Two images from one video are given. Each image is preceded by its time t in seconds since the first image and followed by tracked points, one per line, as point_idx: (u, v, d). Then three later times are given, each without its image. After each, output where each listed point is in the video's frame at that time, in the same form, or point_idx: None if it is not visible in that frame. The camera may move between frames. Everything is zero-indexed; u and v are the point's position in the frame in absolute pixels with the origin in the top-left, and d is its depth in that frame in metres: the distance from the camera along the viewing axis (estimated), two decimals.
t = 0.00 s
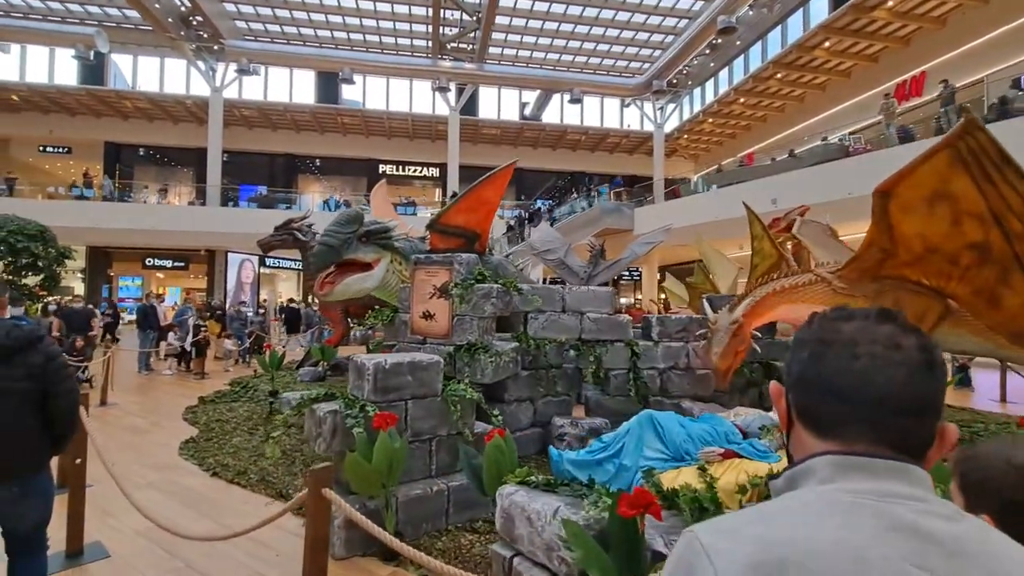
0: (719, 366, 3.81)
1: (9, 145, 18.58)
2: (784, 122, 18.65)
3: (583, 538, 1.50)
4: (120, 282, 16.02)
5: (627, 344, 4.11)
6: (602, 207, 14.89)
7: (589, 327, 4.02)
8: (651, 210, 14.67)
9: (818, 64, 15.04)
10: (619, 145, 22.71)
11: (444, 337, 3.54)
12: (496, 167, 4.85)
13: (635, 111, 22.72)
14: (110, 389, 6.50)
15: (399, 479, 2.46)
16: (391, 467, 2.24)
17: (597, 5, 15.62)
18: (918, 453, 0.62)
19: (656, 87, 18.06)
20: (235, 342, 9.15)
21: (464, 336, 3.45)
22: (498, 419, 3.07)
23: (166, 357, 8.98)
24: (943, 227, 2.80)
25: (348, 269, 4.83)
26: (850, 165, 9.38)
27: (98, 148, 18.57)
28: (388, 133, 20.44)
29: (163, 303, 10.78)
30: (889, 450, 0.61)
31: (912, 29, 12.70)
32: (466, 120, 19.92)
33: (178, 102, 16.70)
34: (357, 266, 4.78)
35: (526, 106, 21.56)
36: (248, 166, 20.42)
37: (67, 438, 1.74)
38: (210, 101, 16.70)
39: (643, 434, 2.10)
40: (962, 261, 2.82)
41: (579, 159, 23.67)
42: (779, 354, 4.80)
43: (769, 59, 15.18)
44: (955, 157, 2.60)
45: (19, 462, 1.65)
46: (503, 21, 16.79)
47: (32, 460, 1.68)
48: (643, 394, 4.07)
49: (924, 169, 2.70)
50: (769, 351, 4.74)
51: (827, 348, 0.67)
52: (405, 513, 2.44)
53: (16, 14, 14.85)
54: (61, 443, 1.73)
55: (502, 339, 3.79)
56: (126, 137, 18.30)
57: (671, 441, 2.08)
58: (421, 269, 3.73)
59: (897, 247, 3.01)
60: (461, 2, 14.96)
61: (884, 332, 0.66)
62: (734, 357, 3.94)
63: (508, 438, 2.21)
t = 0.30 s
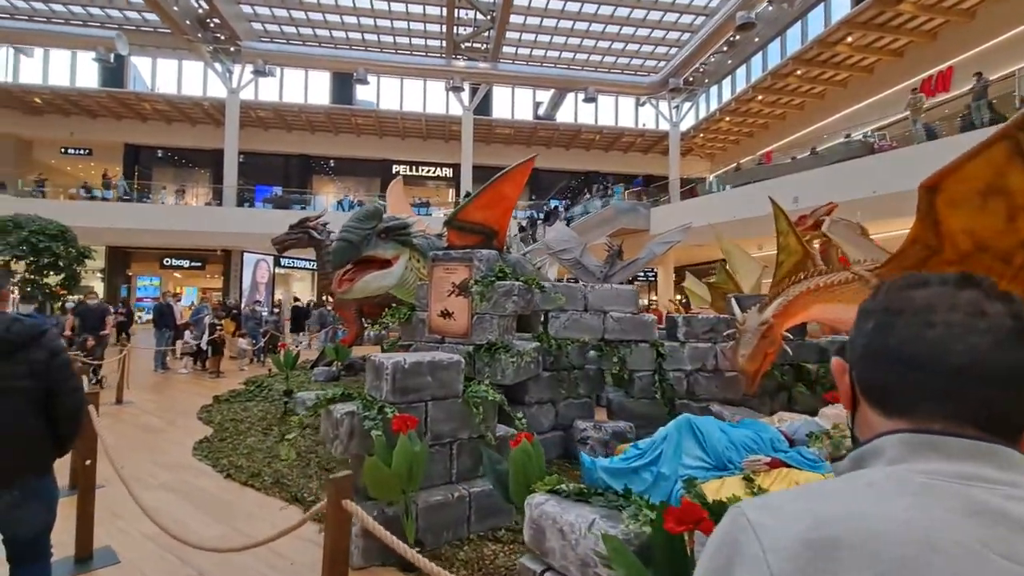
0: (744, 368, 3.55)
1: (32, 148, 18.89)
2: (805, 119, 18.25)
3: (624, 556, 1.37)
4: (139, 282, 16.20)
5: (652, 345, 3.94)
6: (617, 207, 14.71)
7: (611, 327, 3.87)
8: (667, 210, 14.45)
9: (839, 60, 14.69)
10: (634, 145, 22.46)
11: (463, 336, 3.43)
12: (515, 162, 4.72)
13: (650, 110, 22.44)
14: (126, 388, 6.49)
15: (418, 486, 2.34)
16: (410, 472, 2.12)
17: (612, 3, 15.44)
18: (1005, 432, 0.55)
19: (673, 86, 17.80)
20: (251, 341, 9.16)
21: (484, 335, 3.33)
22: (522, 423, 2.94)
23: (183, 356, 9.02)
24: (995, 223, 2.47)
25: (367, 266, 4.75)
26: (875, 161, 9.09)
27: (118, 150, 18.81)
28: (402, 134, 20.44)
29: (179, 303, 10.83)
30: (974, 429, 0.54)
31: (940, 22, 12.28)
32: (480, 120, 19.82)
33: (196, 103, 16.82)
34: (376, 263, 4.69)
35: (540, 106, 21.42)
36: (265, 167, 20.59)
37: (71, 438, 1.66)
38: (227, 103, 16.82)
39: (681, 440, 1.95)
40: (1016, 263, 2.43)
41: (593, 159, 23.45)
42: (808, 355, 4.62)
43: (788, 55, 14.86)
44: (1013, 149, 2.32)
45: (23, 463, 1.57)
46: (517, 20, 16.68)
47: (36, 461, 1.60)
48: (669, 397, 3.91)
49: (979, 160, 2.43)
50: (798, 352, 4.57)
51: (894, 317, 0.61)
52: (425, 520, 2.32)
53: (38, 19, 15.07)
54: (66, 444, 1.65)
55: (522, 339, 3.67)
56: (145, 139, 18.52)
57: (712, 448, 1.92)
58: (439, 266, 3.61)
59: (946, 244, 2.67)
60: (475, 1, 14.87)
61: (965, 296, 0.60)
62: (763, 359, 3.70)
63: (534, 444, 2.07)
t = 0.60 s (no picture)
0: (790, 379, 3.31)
1: (56, 150, 19.22)
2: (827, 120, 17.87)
3: None
4: (158, 282, 16.38)
5: (680, 350, 3.78)
6: (634, 209, 14.49)
7: (638, 331, 3.71)
8: (686, 211, 14.20)
9: (864, 59, 14.33)
10: (651, 146, 22.18)
11: (484, 338, 3.29)
12: (537, 160, 4.59)
13: (668, 111, 22.16)
14: (142, 388, 6.47)
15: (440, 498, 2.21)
16: (433, 485, 2.00)
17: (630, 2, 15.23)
18: None
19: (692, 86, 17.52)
20: (266, 342, 9.14)
21: (506, 338, 3.20)
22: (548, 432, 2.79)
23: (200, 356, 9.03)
24: None
25: (386, 265, 4.65)
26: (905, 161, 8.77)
27: (139, 151, 19.07)
28: (417, 135, 20.42)
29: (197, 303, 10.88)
30: None
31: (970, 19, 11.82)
32: (496, 121, 19.72)
33: (215, 105, 16.97)
34: (395, 263, 4.58)
35: (556, 107, 21.26)
36: (282, 168, 20.72)
37: (73, 442, 1.61)
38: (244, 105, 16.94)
39: (727, 456, 1.79)
40: None
41: (609, 160, 23.21)
42: (843, 362, 4.41)
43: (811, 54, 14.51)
44: None
45: (22, 466, 1.55)
46: (534, 20, 16.55)
47: (36, 464, 1.57)
48: (699, 405, 3.74)
49: None
50: (833, 359, 4.36)
51: None
52: (447, 535, 2.19)
53: (64, 24, 15.34)
54: (66, 448, 1.61)
55: (545, 342, 3.53)
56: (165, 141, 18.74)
57: (762, 465, 1.75)
58: (461, 266, 3.49)
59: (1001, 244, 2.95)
60: (492, 3, 14.79)
61: None
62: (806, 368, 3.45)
63: (565, 455, 1.92)
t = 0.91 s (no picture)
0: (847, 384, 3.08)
1: (67, 148, 19.31)
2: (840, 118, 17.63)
3: None
4: (167, 279, 16.40)
5: (703, 349, 3.64)
6: (644, 208, 14.33)
7: (658, 329, 3.59)
8: (697, 210, 14.03)
9: (879, 56, 14.09)
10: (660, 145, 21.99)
11: (501, 336, 3.17)
12: (553, 154, 4.47)
13: (677, 109, 21.96)
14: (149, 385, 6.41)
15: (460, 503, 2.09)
16: (454, 490, 1.88)
17: None
18: None
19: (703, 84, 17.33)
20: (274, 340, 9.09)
21: (524, 336, 3.08)
22: (572, 434, 2.67)
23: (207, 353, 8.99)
24: None
25: (398, 261, 4.55)
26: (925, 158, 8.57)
27: (149, 150, 19.12)
28: (425, 134, 20.34)
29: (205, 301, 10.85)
30: None
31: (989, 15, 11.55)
32: (504, 120, 19.60)
33: (224, 104, 16.97)
34: (408, 258, 4.48)
35: (564, 106, 21.11)
36: (290, 167, 20.72)
37: (73, 441, 1.57)
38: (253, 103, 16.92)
39: (772, 461, 1.66)
40: None
41: (618, 160, 23.02)
42: (870, 364, 4.25)
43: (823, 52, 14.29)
44: None
45: (20, 466, 1.50)
46: (543, 18, 16.43)
47: (35, 465, 1.52)
48: (723, 406, 3.60)
49: None
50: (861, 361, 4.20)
51: None
52: (466, 541, 2.07)
53: (75, 23, 15.41)
54: (66, 447, 1.57)
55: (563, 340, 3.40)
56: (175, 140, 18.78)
57: (811, 471, 1.62)
58: (477, 261, 3.38)
59: None
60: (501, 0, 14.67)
61: None
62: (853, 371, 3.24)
63: (595, 460, 1.79)
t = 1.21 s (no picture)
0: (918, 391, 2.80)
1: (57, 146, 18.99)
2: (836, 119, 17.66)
3: None
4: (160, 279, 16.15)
5: (717, 351, 3.55)
6: (643, 208, 14.27)
7: (671, 331, 3.49)
8: (695, 211, 13.99)
9: (876, 57, 14.06)
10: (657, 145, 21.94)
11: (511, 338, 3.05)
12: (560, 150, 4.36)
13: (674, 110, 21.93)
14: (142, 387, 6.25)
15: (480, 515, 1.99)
16: (475, 503, 1.77)
17: None
18: None
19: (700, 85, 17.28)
20: (270, 341, 8.93)
21: (536, 338, 2.96)
22: (591, 440, 2.60)
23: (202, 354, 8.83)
24: None
25: (401, 259, 4.42)
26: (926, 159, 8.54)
27: (141, 148, 18.83)
28: (421, 134, 20.17)
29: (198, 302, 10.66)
30: None
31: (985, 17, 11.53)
32: (501, 119, 19.47)
33: (217, 102, 16.72)
34: (411, 256, 4.35)
35: (561, 106, 21.01)
36: (284, 166, 20.48)
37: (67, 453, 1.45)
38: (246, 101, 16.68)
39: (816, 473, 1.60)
40: None
41: (615, 160, 22.95)
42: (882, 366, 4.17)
43: (820, 53, 14.25)
44: None
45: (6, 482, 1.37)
46: (540, 18, 16.31)
47: (25, 480, 1.40)
48: (738, 410, 3.51)
49: None
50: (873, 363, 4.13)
51: None
52: (485, 556, 1.96)
53: (65, 19, 15.13)
54: (59, 460, 1.44)
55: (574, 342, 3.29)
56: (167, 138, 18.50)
57: (859, 482, 1.57)
58: (486, 260, 3.26)
59: None
60: None
61: None
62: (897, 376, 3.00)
63: (625, 471, 1.68)
